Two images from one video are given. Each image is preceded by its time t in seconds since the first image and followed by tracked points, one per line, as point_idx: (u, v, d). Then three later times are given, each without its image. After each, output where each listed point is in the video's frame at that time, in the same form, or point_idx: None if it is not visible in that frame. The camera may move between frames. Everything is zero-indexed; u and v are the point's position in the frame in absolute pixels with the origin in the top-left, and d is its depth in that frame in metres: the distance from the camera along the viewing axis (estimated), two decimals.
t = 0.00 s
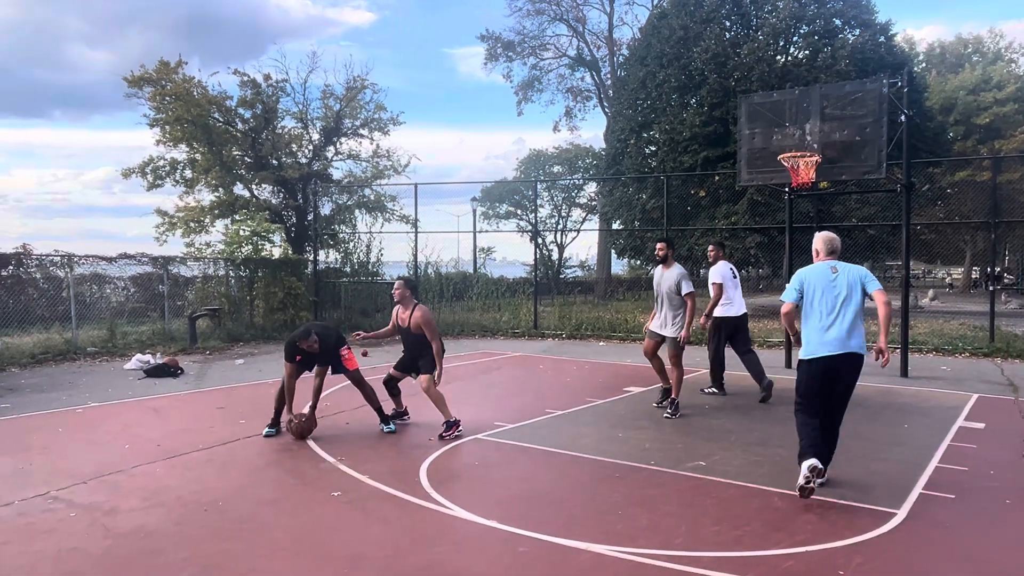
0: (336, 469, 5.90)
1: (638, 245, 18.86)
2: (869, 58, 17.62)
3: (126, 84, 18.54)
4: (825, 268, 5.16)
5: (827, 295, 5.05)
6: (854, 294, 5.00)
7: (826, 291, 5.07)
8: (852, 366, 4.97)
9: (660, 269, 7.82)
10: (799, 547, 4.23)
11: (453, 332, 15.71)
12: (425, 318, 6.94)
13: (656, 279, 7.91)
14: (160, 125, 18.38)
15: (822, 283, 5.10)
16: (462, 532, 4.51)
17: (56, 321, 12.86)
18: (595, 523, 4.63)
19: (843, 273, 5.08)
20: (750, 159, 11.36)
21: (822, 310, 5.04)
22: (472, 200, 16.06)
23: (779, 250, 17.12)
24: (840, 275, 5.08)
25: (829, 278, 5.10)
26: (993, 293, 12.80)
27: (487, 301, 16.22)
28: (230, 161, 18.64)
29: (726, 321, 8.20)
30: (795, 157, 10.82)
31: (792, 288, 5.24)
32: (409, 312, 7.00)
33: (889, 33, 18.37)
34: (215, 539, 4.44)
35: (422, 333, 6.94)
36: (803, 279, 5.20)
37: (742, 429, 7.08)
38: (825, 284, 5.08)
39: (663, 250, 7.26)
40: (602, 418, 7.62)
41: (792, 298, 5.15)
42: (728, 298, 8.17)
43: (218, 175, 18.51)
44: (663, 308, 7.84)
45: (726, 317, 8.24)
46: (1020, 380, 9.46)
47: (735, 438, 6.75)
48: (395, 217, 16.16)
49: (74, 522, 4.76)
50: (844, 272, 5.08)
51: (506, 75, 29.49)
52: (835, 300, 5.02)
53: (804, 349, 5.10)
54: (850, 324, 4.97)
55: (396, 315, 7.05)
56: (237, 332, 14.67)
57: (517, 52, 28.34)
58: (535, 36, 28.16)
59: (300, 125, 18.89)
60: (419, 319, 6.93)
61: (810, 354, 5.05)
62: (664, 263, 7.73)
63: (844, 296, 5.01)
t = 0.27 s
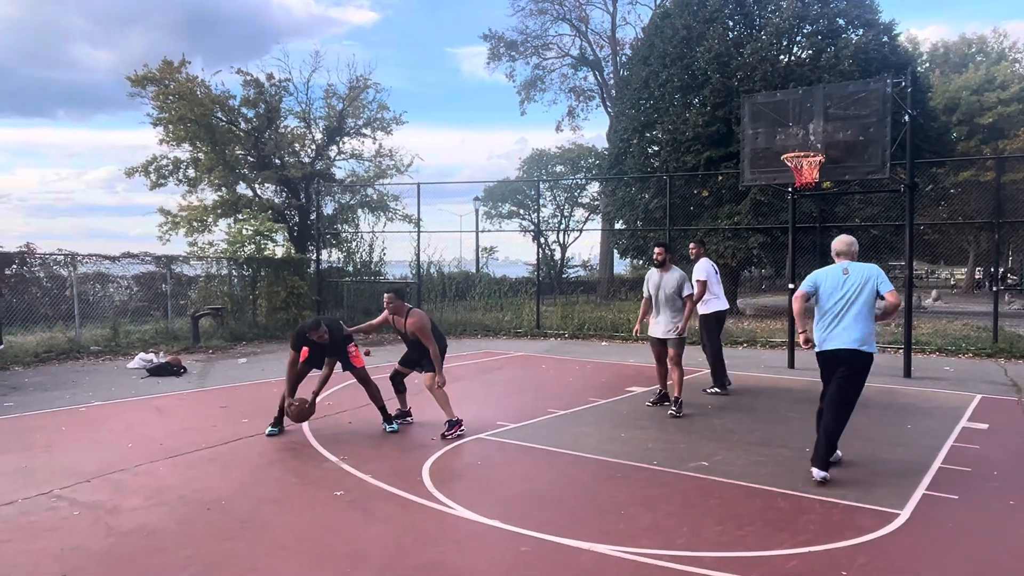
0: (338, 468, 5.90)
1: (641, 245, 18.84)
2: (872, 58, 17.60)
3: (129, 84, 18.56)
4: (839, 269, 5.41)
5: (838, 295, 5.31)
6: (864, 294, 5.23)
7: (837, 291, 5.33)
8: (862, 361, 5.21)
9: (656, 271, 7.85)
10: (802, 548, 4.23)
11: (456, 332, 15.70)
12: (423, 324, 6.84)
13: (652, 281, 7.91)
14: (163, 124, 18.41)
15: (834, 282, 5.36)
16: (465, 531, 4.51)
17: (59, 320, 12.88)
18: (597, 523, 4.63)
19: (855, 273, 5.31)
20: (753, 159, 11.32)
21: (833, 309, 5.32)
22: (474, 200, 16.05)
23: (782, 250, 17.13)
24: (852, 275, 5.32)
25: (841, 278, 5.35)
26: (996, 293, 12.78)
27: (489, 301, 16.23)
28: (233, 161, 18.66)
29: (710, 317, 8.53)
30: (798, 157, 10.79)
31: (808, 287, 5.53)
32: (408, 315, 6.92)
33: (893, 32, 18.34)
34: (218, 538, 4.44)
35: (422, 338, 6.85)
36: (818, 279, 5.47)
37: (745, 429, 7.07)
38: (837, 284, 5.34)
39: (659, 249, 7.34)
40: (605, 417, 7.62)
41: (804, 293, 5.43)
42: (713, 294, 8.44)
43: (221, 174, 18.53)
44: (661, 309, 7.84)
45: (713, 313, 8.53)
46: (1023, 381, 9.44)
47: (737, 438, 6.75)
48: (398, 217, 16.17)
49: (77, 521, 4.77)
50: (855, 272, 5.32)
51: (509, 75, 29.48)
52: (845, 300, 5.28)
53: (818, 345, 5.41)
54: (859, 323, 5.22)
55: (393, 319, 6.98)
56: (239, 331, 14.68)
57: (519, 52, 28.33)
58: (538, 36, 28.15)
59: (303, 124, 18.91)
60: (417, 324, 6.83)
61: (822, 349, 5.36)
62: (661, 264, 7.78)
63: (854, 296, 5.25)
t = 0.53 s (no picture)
0: (338, 467, 5.90)
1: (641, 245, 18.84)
2: (873, 58, 17.60)
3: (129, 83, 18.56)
4: (851, 270, 5.87)
5: (849, 295, 5.78)
6: (872, 293, 5.68)
7: (847, 291, 5.80)
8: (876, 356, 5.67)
9: (656, 270, 7.85)
10: (802, 547, 4.22)
11: (456, 331, 15.69)
12: (423, 314, 6.93)
13: (651, 279, 7.92)
14: (163, 123, 18.40)
15: (845, 283, 5.84)
16: (465, 530, 4.51)
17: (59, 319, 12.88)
18: (597, 522, 4.63)
19: (864, 274, 5.77)
20: (753, 158, 11.30)
21: (844, 308, 5.79)
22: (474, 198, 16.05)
23: (781, 250, 17.25)
24: (861, 276, 5.77)
25: (851, 279, 5.81)
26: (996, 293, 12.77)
27: (489, 300, 16.23)
28: (233, 159, 18.66)
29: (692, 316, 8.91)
30: (798, 157, 10.80)
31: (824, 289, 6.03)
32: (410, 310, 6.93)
33: (894, 32, 18.33)
34: (218, 537, 4.44)
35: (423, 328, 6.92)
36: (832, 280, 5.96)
37: (745, 429, 7.06)
38: (848, 284, 5.81)
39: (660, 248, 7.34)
40: (604, 417, 7.61)
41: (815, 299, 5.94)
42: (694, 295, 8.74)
43: (221, 173, 18.53)
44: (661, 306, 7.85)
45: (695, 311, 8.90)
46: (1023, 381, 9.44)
47: (737, 437, 6.74)
48: (398, 216, 16.17)
49: (77, 519, 4.76)
50: (864, 273, 5.77)
51: (509, 74, 29.47)
52: (854, 298, 5.75)
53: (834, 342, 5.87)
54: (867, 319, 5.67)
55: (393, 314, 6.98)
56: (239, 330, 14.67)
57: (520, 51, 28.32)
58: (538, 35, 28.14)
59: (303, 123, 18.90)
60: (417, 316, 6.88)
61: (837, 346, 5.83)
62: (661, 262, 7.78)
63: (862, 295, 5.71)
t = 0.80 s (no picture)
0: (329, 466, 5.88)
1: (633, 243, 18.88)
2: (863, 57, 17.69)
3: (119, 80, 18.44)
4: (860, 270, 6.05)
5: (854, 296, 6.00)
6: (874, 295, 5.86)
7: (853, 291, 6.02)
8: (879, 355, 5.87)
9: (657, 267, 7.85)
10: (792, 545, 4.24)
11: (448, 329, 15.68)
12: (420, 310, 6.92)
13: (651, 276, 7.92)
14: (153, 120, 18.29)
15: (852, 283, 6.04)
16: (456, 529, 4.50)
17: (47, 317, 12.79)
18: (588, 521, 4.63)
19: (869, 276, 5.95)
20: (745, 157, 11.34)
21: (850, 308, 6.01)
22: (466, 197, 16.03)
23: (772, 248, 17.24)
24: (866, 278, 5.94)
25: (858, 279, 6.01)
26: (985, 292, 12.86)
27: (481, 298, 16.22)
28: (224, 157, 18.58)
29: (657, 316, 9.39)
30: (790, 155, 10.84)
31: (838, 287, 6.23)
32: (404, 307, 6.92)
33: (884, 31, 18.43)
34: (208, 537, 4.42)
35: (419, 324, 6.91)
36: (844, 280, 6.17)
37: (736, 426, 7.08)
38: (855, 285, 6.01)
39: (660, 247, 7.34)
40: (596, 415, 7.62)
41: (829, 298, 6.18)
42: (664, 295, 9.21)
43: (211, 171, 18.45)
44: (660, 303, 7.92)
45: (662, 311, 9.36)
46: (1011, 378, 9.51)
47: (728, 435, 6.76)
48: (389, 214, 16.14)
49: (65, 519, 4.73)
50: (870, 275, 5.94)
51: (501, 72, 29.45)
52: (859, 299, 5.95)
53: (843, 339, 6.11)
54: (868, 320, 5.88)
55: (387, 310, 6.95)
56: (230, 329, 14.60)
57: (512, 49, 28.30)
58: (530, 33, 28.14)
59: (294, 121, 18.83)
60: (414, 311, 6.88)
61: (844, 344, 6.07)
62: (661, 261, 7.79)
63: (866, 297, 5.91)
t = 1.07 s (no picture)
0: (312, 464, 5.84)
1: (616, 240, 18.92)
2: (844, 56, 17.86)
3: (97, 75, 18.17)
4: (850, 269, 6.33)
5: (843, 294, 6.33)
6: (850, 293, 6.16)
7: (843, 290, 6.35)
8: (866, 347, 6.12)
9: (657, 265, 7.92)
10: (773, 540, 4.28)
11: (432, 327, 15.63)
12: (404, 307, 6.86)
13: (651, 273, 7.99)
14: (132, 116, 18.05)
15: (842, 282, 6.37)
16: (439, 527, 4.50)
17: (24, 315, 12.59)
18: (572, 518, 4.64)
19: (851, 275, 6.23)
20: (727, 155, 11.40)
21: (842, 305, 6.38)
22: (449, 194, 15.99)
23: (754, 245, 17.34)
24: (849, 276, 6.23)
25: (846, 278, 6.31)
26: (963, 289, 13.03)
27: (464, 296, 16.19)
28: (205, 154, 18.40)
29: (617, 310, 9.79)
30: (770, 153, 10.88)
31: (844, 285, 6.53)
32: (389, 304, 6.85)
33: (864, 31, 18.61)
34: (189, 537, 4.38)
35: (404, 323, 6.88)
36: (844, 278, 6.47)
37: (718, 423, 7.14)
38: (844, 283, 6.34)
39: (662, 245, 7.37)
40: (580, 412, 7.64)
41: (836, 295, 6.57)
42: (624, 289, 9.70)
43: (192, 167, 18.26)
44: (659, 301, 7.97)
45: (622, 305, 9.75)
46: (988, 374, 9.66)
47: (711, 431, 6.81)
48: (372, 211, 16.06)
49: (42, 520, 4.66)
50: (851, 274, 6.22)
51: (484, 69, 29.39)
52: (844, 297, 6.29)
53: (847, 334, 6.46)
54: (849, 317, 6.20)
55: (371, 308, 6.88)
56: (211, 326, 14.46)
57: (495, 46, 28.24)
58: (513, 30, 28.11)
59: (276, 117, 18.67)
60: (398, 309, 6.82)
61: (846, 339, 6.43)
62: (661, 260, 7.86)
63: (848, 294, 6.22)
